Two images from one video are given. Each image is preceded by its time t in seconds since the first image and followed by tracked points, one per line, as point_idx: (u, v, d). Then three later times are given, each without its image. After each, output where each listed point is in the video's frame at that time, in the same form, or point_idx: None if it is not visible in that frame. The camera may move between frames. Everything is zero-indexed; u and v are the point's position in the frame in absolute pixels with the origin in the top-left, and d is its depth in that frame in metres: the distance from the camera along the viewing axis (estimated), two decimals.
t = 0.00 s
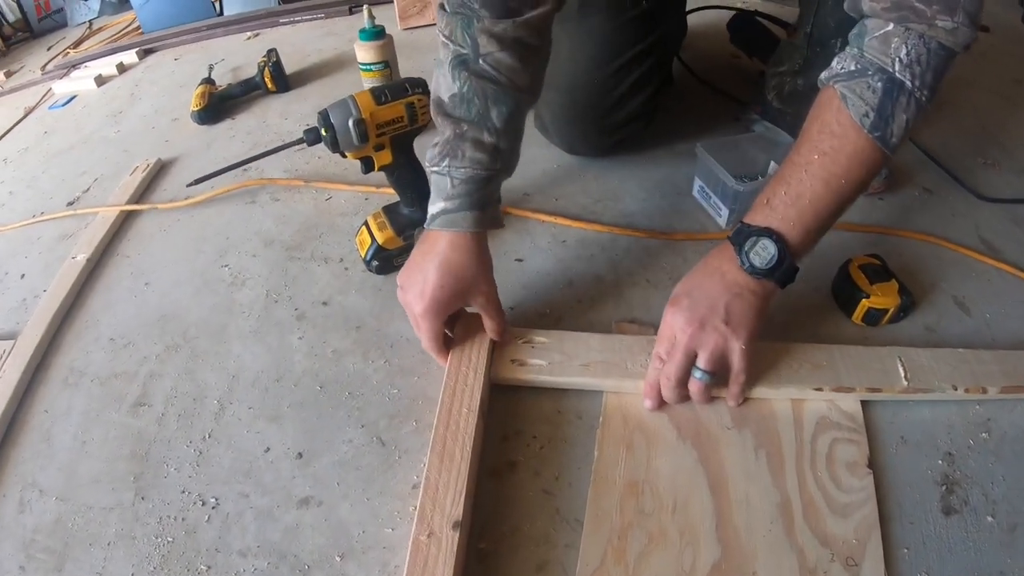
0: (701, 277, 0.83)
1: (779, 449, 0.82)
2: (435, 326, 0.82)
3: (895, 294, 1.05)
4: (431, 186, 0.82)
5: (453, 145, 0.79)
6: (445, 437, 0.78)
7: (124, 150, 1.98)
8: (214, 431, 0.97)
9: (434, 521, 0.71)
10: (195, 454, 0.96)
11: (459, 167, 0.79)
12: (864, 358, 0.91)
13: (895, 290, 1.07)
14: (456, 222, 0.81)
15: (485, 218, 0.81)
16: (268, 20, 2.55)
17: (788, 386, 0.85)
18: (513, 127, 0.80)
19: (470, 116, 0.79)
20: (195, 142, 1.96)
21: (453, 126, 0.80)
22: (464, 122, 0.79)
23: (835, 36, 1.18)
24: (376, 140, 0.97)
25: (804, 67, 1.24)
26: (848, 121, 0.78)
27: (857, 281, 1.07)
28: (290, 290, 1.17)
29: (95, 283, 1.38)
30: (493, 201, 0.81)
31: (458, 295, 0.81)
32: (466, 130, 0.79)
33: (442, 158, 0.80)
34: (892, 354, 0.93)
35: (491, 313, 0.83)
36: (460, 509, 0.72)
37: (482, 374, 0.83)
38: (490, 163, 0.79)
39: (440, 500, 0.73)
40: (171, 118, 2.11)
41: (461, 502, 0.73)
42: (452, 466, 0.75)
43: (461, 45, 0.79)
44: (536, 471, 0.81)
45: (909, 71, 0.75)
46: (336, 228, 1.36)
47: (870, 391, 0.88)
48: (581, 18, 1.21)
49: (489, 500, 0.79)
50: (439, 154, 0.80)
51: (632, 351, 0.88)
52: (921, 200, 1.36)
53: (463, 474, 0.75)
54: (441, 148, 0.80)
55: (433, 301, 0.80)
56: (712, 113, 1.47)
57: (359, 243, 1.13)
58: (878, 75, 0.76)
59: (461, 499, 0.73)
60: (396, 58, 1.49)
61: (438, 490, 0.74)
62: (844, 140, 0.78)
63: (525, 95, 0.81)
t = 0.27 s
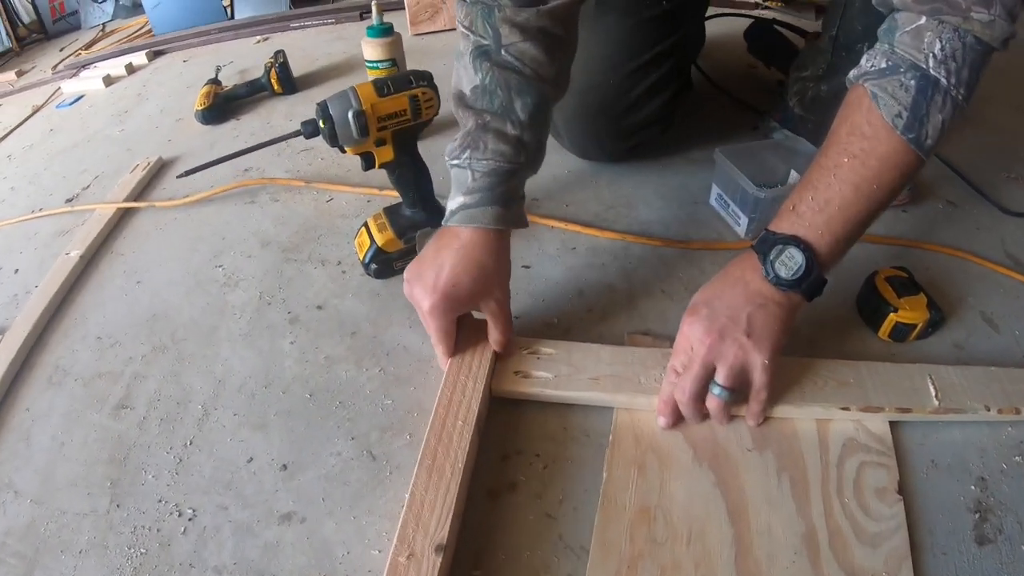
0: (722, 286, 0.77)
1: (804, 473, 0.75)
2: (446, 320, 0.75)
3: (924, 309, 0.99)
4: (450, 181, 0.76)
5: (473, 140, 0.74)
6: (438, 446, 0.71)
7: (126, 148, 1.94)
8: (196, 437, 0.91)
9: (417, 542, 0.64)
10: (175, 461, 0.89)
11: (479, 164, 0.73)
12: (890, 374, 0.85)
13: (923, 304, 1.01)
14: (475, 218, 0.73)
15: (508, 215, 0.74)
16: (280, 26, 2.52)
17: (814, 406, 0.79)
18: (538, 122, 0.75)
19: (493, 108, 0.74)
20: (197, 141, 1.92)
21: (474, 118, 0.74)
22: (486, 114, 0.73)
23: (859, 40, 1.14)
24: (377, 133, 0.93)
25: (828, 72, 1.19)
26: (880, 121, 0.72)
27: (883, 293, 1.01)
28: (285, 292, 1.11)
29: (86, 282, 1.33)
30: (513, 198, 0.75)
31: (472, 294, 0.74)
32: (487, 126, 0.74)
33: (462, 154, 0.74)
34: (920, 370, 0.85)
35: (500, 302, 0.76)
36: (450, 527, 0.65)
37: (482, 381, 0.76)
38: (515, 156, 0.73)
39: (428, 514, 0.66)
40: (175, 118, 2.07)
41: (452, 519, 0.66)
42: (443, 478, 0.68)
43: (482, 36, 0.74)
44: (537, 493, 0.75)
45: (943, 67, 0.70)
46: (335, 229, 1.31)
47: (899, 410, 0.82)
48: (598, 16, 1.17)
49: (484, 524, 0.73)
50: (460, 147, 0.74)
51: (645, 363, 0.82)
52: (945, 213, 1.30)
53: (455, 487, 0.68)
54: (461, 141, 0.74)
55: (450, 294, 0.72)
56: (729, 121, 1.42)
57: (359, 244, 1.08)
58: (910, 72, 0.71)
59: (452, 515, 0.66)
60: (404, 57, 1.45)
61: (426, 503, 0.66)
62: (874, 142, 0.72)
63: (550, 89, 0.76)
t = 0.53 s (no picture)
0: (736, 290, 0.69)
1: (831, 501, 0.67)
2: (437, 321, 0.66)
3: (957, 322, 0.92)
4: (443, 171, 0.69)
5: (468, 124, 0.67)
6: (422, 459, 0.63)
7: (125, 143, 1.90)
8: (166, 438, 0.80)
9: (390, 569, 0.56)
10: (139, 462, 0.79)
11: (478, 148, 0.66)
12: (924, 392, 0.76)
13: (955, 316, 0.93)
14: (472, 208, 0.66)
15: (506, 206, 0.67)
16: (291, 27, 2.46)
17: (842, 427, 0.71)
18: (540, 105, 0.69)
19: (491, 89, 0.67)
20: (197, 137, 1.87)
21: (471, 100, 0.68)
22: (483, 94, 0.67)
23: (886, 38, 1.07)
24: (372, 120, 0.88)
25: (852, 74, 1.13)
26: (917, 108, 0.63)
27: (914, 305, 0.93)
28: (270, 288, 1.04)
29: (70, 274, 1.27)
30: (515, 187, 0.68)
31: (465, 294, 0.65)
32: (486, 108, 0.67)
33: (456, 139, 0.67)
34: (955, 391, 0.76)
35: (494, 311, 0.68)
36: (430, 551, 0.57)
37: (475, 390, 0.69)
38: (513, 141, 0.67)
39: (407, 536, 0.58)
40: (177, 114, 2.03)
41: (433, 544, 0.58)
42: (426, 495, 0.60)
43: (479, 14, 0.68)
44: (531, 515, 0.67)
45: (989, 48, 0.61)
46: (329, 226, 1.24)
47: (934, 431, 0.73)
48: (613, 9, 1.11)
49: (470, 548, 0.65)
50: (453, 132, 0.68)
51: (656, 376, 0.74)
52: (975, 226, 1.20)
53: (439, 505, 0.60)
54: (456, 124, 0.67)
55: (440, 292, 0.64)
56: (746, 128, 1.36)
57: (351, 240, 1.01)
58: (951, 53, 0.62)
59: (433, 538, 0.58)
60: (408, 51, 1.39)
61: (406, 524, 0.58)
62: (911, 130, 0.64)
63: (552, 71, 0.69)
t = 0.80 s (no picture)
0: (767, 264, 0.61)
1: (866, 523, 0.58)
2: (421, 312, 0.56)
3: (997, 331, 0.83)
4: (441, 134, 0.61)
5: (471, 78, 0.60)
6: (394, 458, 0.54)
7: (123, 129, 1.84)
8: (122, 420, 0.70)
9: None
10: (91, 445, 0.68)
11: (480, 105, 0.59)
12: (963, 404, 0.66)
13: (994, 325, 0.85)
14: (472, 172, 0.58)
15: (509, 172, 0.59)
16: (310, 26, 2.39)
17: (875, 439, 0.62)
18: (553, 59, 0.61)
19: (499, 34, 0.60)
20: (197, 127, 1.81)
21: (475, 51, 0.61)
22: (490, 43, 0.60)
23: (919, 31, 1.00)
24: (367, 87, 0.82)
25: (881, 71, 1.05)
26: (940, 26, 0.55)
27: (949, 313, 0.85)
28: (251, 270, 0.96)
29: (50, 252, 1.19)
30: (520, 151, 0.60)
31: (457, 278, 0.55)
32: (492, 57, 0.60)
33: (457, 94, 0.60)
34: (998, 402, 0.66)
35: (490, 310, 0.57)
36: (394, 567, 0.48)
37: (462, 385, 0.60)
38: (523, 100, 0.60)
39: (368, 547, 0.49)
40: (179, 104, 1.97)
41: (399, 557, 0.49)
42: (395, 499, 0.51)
43: None
44: (517, 527, 0.57)
45: None
46: (321, 211, 1.16)
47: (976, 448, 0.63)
48: None
49: (445, 563, 0.55)
50: (455, 88, 0.61)
51: (666, 377, 0.66)
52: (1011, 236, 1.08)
53: (409, 513, 0.50)
54: (457, 79, 0.61)
55: (425, 276, 0.54)
56: (767, 133, 1.28)
57: (340, 223, 0.94)
58: None
59: (399, 549, 0.49)
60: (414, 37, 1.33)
61: (370, 534, 0.49)
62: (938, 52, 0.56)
63: (572, 24, 0.62)
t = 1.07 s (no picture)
0: None
1: (933, 543, 0.42)
2: (411, 271, 0.46)
3: None
4: (445, 81, 0.54)
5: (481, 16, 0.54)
6: (375, 436, 0.41)
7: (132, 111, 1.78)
8: (84, 387, 0.61)
9: None
10: (46, 412, 0.59)
11: (491, 42, 0.52)
12: None
13: None
14: (476, 112, 0.50)
15: (517, 115, 0.51)
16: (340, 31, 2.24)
17: (941, 443, 0.45)
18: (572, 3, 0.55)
19: None
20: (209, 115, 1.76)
21: None
22: None
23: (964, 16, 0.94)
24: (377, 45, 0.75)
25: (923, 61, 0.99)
26: None
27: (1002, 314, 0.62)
28: (242, 243, 0.89)
29: (41, 221, 1.12)
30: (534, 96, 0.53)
31: (452, 232, 0.45)
32: None
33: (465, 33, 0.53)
34: None
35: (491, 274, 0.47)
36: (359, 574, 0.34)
37: (453, 356, 0.46)
38: (536, 42, 0.53)
39: (327, 543, 0.35)
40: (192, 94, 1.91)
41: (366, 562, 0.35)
42: (371, 483, 0.38)
43: None
44: (514, 535, 0.43)
45: None
46: (322, 191, 1.08)
47: None
48: None
49: None
50: (463, 28, 0.54)
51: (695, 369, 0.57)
52: None
53: (385, 502, 0.37)
54: (466, 19, 0.54)
55: (418, 226, 0.44)
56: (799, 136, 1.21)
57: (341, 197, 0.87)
58: None
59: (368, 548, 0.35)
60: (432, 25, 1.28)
61: (331, 527, 0.36)
62: None
63: None
